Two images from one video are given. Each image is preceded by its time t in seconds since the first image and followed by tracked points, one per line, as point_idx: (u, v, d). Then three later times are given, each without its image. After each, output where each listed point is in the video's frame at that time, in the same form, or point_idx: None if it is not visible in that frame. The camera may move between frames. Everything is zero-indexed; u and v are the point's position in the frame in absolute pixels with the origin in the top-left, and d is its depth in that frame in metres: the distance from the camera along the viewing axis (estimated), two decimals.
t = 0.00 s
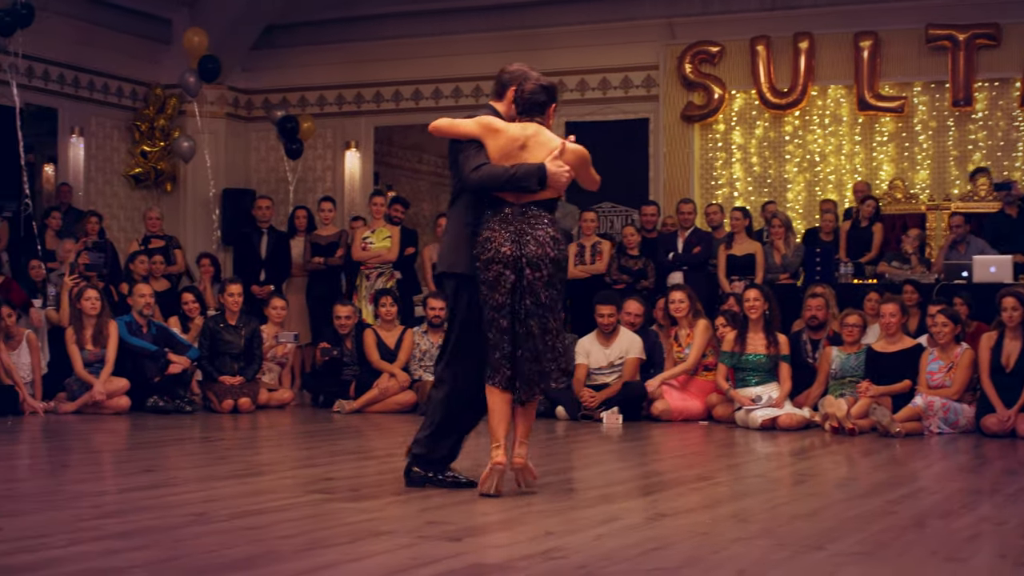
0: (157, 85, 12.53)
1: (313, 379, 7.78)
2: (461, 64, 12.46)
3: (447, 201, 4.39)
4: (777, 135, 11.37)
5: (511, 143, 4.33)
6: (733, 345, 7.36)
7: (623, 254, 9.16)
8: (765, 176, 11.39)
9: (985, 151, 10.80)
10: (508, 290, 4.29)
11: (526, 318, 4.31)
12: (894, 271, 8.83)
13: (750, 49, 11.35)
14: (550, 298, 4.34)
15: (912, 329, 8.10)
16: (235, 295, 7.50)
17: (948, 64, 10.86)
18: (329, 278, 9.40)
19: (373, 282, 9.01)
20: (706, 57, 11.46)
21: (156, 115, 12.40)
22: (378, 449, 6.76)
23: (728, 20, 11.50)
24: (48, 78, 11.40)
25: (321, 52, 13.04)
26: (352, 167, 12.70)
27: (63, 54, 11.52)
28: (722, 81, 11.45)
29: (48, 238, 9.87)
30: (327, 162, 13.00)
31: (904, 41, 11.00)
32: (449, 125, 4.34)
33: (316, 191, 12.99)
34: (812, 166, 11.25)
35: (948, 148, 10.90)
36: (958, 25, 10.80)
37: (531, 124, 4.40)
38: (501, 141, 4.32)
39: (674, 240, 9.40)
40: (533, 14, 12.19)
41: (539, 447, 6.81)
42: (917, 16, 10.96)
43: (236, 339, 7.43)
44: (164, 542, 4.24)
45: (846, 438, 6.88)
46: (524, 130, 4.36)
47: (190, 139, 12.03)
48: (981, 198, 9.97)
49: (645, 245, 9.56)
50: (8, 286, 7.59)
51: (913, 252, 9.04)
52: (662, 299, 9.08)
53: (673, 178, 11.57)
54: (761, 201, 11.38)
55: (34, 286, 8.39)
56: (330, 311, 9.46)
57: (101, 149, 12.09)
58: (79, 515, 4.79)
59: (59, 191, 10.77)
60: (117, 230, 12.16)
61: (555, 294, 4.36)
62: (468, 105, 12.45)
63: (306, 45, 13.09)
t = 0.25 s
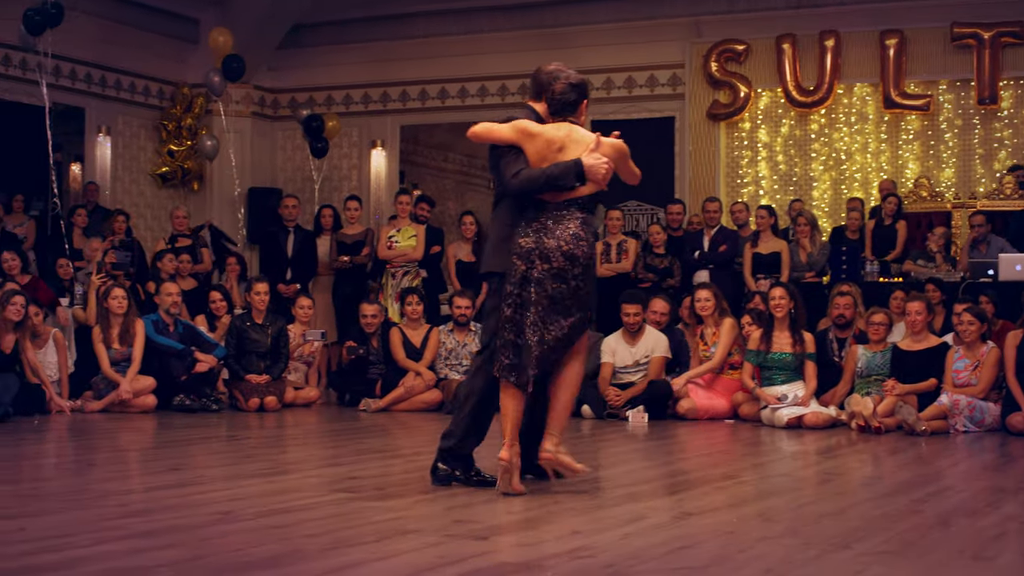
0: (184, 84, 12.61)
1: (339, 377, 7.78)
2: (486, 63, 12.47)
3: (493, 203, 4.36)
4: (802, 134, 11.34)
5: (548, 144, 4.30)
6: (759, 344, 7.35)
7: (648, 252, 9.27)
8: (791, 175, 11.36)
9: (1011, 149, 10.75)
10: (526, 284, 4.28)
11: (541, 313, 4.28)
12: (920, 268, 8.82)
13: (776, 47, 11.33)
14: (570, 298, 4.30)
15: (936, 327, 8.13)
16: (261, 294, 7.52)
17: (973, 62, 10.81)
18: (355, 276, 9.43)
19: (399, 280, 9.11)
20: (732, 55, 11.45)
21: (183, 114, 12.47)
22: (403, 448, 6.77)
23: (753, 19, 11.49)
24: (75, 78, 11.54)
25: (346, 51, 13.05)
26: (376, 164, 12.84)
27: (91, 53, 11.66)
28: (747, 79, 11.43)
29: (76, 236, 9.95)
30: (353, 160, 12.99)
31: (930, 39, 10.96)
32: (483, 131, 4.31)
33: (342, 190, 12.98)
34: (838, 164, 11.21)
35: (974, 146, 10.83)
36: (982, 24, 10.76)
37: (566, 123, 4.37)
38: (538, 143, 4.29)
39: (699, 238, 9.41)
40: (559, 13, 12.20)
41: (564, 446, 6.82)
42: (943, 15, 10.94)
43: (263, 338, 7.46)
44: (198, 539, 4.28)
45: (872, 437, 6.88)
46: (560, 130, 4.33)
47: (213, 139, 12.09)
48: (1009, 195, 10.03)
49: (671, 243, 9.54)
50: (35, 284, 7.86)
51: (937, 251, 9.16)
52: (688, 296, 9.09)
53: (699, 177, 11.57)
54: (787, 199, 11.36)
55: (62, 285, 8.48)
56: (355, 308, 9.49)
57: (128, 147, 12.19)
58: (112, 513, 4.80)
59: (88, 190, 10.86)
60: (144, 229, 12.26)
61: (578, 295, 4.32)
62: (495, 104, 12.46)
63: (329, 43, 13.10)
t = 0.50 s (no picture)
0: (194, 86, 12.57)
1: (346, 380, 7.79)
2: (497, 65, 12.43)
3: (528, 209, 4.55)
4: (811, 134, 11.30)
5: (582, 154, 4.46)
6: (766, 345, 7.39)
7: (658, 253, 9.27)
8: (800, 176, 11.31)
9: (1018, 149, 10.66)
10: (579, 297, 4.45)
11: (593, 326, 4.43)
12: (926, 270, 8.83)
13: (787, 49, 11.30)
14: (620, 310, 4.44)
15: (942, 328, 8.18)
16: (270, 297, 7.52)
17: (981, 64, 10.74)
18: (364, 278, 9.46)
19: (408, 283, 9.01)
20: (743, 57, 11.43)
21: (193, 116, 12.44)
22: (411, 450, 6.83)
23: (766, 20, 11.43)
24: (84, 79, 11.56)
25: (358, 53, 13.01)
26: (386, 166, 12.78)
27: (100, 54, 11.66)
28: (758, 81, 11.41)
29: (83, 238, 9.99)
30: (363, 162, 12.91)
31: (940, 41, 10.89)
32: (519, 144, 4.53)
33: (351, 191, 12.89)
34: (847, 165, 11.15)
35: (982, 147, 10.75)
36: (992, 25, 10.68)
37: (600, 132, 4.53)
38: (572, 154, 4.46)
39: (709, 240, 9.43)
40: (569, 14, 12.15)
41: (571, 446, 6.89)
42: (953, 16, 10.86)
43: (271, 340, 7.49)
44: (210, 541, 4.35)
45: (878, 437, 6.92)
46: (594, 139, 4.48)
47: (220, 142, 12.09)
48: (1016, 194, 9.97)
49: (679, 246, 9.53)
50: (43, 287, 7.97)
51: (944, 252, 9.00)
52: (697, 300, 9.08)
53: (708, 178, 11.55)
54: (795, 200, 11.30)
55: (70, 288, 8.51)
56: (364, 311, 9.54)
57: (137, 148, 12.17)
58: (122, 515, 4.85)
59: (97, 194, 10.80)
60: (153, 230, 12.28)
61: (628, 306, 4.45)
62: (505, 105, 12.40)
63: (339, 43, 13.06)
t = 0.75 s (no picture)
0: (152, 89, 12.58)
1: (301, 383, 7.80)
2: (454, 68, 12.42)
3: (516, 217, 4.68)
4: (769, 138, 11.39)
5: (574, 166, 4.60)
6: (721, 347, 7.48)
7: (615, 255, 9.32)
8: (757, 180, 11.41)
9: (973, 153, 10.73)
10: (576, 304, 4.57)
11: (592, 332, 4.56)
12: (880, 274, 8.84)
13: (744, 52, 11.37)
14: (617, 314, 4.57)
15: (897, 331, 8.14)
16: (224, 299, 7.57)
17: (938, 69, 10.82)
18: (320, 281, 9.48)
19: (364, 285, 9.04)
20: (700, 61, 11.49)
21: (151, 120, 12.50)
22: (366, 454, 6.86)
23: (723, 25, 11.50)
24: (41, 81, 11.53)
25: (316, 55, 13.03)
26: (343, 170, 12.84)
27: (57, 55, 11.63)
28: (715, 84, 11.49)
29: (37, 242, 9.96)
30: (321, 165, 12.99)
31: (897, 45, 10.94)
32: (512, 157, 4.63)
33: (308, 195, 12.96)
34: (802, 169, 11.24)
35: (937, 151, 10.83)
36: (946, 30, 10.74)
37: (590, 141, 4.64)
38: (565, 166, 4.60)
39: (665, 243, 9.53)
40: (525, 16, 12.10)
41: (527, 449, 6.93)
42: (911, 19, 10.89)
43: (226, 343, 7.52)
44: (154, 545, 4.35)
45: (831, 440, 6.96)
46: (585, 150, 4.61)
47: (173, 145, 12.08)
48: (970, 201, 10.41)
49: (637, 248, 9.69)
50: None
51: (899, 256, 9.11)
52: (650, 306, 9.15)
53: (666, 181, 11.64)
54: (752, 204, 11.42)
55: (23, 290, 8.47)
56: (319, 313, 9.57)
57: (94, 151, 12.21)
58: (70, 518, 4.85)
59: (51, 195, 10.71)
60: (109, 233, 12.27)
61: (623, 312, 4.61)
62: (465, 108, 12.44)
63: (296, 44, 13.08)
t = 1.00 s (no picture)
0: (105, 92, 12.56)
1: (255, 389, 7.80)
2: (410, 73, 12.64)
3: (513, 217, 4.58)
4: (723, 143, 11.68)
5: (576, 166, 4.50)
6: (676, 352, 7.61)
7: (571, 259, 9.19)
8: (711, 185, 11.68)
9: (927, 160, 11.11)
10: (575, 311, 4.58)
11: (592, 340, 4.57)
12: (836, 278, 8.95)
13: (698, 59, 11.62)
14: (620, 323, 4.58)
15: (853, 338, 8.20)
16: (177, 303, 7.59)
17: (892, 73, 11.15)
18: (275, 285, 9.54)
19: (318, 290, 9.02)
20: (655, 66, 11.72)
21: (103, 123, 12.46)
22: (321, 459, 6.83)
23: (675, 31, 11.75)
24: None
25: (270, 61, 13.17)
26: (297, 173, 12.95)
27: (9, 58, 11.59)
28: (669, 90, 11.72)
29: None
30: (275, 170, 13.15)
31: (850, 50, 11.29)
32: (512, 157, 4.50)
33: (263, 200, 13.13)
34: (757, 174, 11.54)
35: (891, 157, 11.20)
36: (899, 37, 11.07)
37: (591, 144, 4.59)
38: (568, 166, 4.49)
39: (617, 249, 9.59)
40: (483, 22, 12.33)
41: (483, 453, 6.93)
42: (869, 25, 11.22)
43: (180, 347, 7.53)
44: (93, 552, 4.27)
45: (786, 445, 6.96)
46: (586, 152, 4.54)
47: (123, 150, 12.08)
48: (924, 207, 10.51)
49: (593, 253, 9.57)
50: None
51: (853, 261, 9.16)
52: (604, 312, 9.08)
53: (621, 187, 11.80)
54: (706, 209, 11.68)
55: None
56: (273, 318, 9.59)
57: (46, 155, 12.12)
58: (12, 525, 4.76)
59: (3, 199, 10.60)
60: (62, 237, 12.25)
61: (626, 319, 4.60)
62: (418, 113, 12.67)
63: (252, 48, 13.21)
